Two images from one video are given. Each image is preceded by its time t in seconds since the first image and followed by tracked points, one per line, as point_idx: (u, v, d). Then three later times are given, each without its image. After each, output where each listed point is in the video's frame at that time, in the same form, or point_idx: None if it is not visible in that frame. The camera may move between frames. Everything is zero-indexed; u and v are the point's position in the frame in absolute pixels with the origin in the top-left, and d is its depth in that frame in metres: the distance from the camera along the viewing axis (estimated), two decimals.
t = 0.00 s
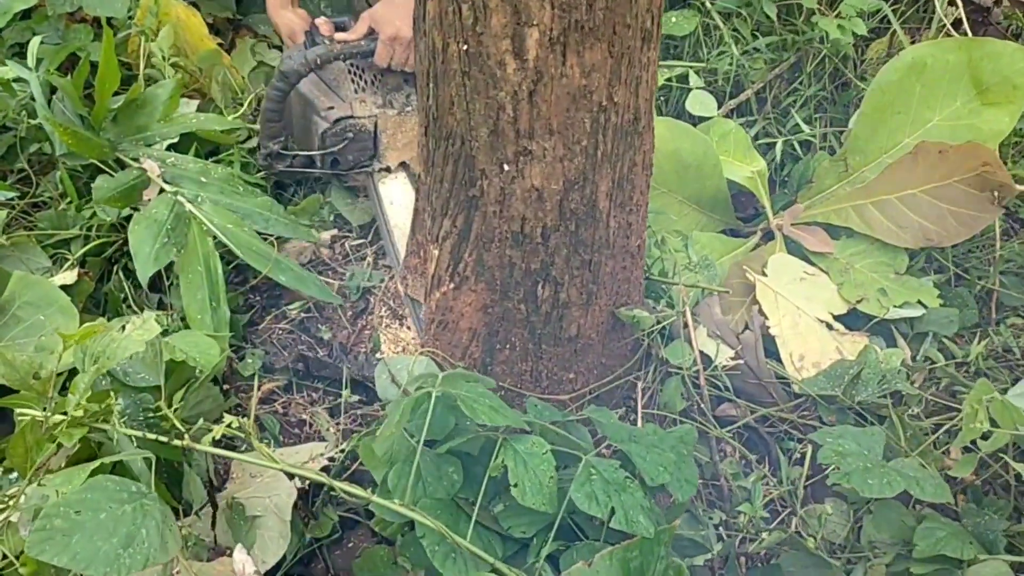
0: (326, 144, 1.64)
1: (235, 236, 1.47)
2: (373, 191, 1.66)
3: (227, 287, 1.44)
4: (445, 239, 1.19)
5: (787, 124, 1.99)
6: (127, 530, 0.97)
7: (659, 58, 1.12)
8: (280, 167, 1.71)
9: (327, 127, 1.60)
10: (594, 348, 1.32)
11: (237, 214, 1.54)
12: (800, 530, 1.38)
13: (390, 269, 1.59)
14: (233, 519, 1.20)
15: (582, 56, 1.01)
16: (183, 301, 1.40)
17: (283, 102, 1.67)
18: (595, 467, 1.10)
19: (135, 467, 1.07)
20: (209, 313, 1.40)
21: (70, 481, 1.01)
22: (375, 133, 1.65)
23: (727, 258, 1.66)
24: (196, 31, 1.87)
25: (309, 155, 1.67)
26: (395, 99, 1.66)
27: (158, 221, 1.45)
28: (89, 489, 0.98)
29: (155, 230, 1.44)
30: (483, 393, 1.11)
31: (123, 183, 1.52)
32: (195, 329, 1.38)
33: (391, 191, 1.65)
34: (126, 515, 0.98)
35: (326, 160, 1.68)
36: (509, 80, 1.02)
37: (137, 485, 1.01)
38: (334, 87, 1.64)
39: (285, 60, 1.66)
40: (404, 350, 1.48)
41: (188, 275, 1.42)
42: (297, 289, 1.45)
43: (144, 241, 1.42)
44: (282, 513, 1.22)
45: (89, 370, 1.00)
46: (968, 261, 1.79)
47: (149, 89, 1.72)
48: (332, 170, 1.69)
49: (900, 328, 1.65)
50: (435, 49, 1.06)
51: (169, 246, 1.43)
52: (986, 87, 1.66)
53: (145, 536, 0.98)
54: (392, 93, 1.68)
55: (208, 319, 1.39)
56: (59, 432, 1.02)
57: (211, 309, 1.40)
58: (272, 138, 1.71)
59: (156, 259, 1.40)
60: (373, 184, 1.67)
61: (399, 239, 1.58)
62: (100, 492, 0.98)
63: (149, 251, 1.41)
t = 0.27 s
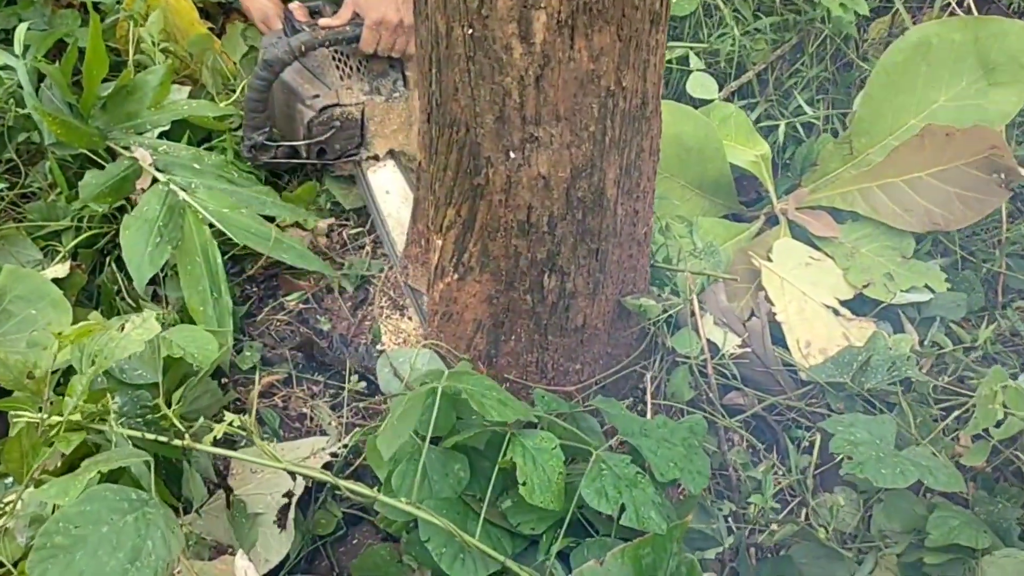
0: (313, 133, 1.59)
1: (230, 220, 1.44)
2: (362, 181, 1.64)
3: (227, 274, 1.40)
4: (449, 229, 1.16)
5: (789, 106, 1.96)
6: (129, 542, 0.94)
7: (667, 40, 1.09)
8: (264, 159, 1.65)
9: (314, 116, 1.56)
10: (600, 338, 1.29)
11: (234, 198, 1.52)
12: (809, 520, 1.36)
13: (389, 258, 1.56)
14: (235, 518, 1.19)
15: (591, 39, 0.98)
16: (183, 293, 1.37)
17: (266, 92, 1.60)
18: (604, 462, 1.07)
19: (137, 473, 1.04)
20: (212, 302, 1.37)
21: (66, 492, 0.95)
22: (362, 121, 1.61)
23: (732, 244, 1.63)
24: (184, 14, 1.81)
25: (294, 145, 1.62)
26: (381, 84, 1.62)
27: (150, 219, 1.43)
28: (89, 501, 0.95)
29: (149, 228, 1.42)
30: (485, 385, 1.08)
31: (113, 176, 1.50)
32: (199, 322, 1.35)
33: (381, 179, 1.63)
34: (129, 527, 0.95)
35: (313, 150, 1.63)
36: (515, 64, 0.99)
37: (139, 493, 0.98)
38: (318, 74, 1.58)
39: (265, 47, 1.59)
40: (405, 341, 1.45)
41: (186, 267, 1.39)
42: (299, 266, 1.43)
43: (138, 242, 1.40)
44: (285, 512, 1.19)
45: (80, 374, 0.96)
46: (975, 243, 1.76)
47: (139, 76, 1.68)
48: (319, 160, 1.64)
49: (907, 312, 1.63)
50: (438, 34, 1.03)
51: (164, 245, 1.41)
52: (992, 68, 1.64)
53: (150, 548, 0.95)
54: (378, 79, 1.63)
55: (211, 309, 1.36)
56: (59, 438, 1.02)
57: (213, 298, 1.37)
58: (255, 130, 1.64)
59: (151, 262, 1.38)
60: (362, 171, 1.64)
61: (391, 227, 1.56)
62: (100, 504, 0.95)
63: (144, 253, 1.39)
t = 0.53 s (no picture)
0: (310, 119, 1.57)
1: (231, 220, 1.41)
2: (361, 167, 1.61)
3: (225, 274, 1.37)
4: (461, 222, 1.12)
5: (793, 87, 1.93)
6: (154, 562, 0.91)
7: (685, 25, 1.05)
8: (261, 146, 1.63)
9: (311, 101, 1.54)
10: (614, 329, 1.26)
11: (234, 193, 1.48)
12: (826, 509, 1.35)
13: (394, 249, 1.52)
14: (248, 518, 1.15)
15: (610, 25, 0.95)
16: (181, 293, 1.33)
17: (262, 78, 1.58)
18: (626, 457, 1.05)
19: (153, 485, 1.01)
20: (209, 303, 1.34)
21: (84, 510, 0.90)
22: (360, 105, 1.59)
23: (740, 229, 1.62)
24: None
25: (291, 132, 1.60)
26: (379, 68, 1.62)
27: (148, 216, 1.38)
28: (111, 519, 0.92)
29: (147, 225, 1.37)
30: (503, 381, 1.04)
31: (109, 168, 1.44)
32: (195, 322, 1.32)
33: (380, 164, 1.60)
34: (153, 546, 0.92)
35: (310, 137, 1.61)
36: (533, 51, 0.95)
37: (161, 509, 0.95)
38: (314, 58, 1.56)
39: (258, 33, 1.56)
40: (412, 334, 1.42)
41: (183, 266, 1.36)
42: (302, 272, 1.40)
43: (135, 241, 1.35)
44: (297, 513, 1.16)
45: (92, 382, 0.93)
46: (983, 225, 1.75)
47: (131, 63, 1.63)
48: (317, 147, 1.62)
49: (918, 296, 1.61)
50: (452, 20, 0.99)
51: (164, 244, 1.36)
52: (1004, 47, 1.61)
53: (175, 567, 0.92)
54: (376, 61, 1.63)
55: (209, 310, 1.33)
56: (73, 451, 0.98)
57: (211, 299, 1.34)
58: (252, 116, 1.62)
59: (150, 261, 1.33)
60: (360, 158, 1.61)
61: (394, 214, 1.53)
62: (123, 523, 0.92)
63: (142, 252, 1.34)
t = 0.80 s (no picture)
0: (306, 115, 1.48)
1: (226, 207, 1.36)
2: (362, 164, 1.53)
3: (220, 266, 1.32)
4: (474, 208, 1.08)
5: (796, 61, 1.90)
6: None
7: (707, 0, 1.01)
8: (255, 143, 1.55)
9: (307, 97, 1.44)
10: (629, 316, 1.23)
11: (228, 179, 1.43)
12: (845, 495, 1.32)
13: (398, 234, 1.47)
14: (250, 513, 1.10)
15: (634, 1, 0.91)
16: (176, 283, 1.28)
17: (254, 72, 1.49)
18: (650, 451, 1.01)
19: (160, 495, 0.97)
20: (204, 294, 1.29)
21: (100, 526, 0.84)
22: (359, 98, 1.50)
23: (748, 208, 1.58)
24: None
25: (285, 128, 1.51)
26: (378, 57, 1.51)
27: (144, 203, 1.32)
28: (128, 534, 0.87)
29: (144, 212, 1.31)
30: (525, 375, 1.02)
31: (98, 157, 1.38)
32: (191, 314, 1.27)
33: (381, 159, 1.52)
34: (174, 562, 0.88)
35: (306, 133, 1.51)
36: (553, 30, 0.91)
37: (181, 523, 0.91)
38: (309, 49, 1.47)
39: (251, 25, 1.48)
40: (418, 322, 1.37)
41: (179, 256, 1.31)
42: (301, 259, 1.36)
43: (134, 227, 1.29)
44: (308, 513, 1.12)
45: (98, 386, 0.86)
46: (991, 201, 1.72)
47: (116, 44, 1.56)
48: (313, 143, 1.53)
49: (930, 276, 1.59)
50: None
51: (163, 232, 1.31)
52: (1014, 22, 1.59)
53: None
54: (373, 51, 1.52)
55: (204, 302, 1.28)
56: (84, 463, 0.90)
57: (206, 290, 1.29)
58: (244, 114, 1.55)
59: (151, 249, 1.28)
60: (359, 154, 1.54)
61: (400, 214, 1.47)
62: (141, 538, 0.88)
63: (141, 238, 1.29)
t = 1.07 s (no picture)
0: (319, 145, 1.38)
1: (218, 206, 1.31)
2: (379, 193, 1.46)
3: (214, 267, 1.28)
4: (487, 206, 1.04)
5: (796, 43, 1.86)
6: None
7: None
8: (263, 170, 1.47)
9: (322, 129, 1.35)
10: (643, 312, 1.20)
11: (219, 177, 1.34)
12: (860, 489, 1.31)
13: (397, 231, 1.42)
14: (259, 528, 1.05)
15: None
16: (167, 287, 1.23)
17: (261, 99, 1.39)
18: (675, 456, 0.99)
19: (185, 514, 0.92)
20: (199, 297, 1.24)
21: (127, 566, 0.79)
22: (374, 124, 1.41)
23: (753, 196, 1.55)
24: None
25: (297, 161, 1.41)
26: (394, 82, 1.41)
27: (132, 205, 1.27)
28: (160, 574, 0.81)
29: (132, 215, 1.26)
30: (545, 384, 0.98)
31: (84, 154, 1.32)
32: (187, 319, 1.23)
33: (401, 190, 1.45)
34: None
35: (319, 164, 1.42)
36: (576, 21, 0.87)
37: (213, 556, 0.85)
38: (320, 74, 1.37)
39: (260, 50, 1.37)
40: (423, 321, 1.34)
41: (169, 260, 1.25)
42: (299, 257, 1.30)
43: (119, 233, 1.23)
44: (319, 525, 1.08)
45: (104, 406, 0.81)
46: (994, 184, 1.70)
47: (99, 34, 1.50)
48: (326, 173, 1.44)
49: (938, 263, 1.56)
50: None
51: (150, 235, 1.25)
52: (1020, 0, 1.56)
53: None
54: (388, 75, 1.42)
55: (200, 305, 1.24)
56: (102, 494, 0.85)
57: (200, 293, 1.24)
58: (253, 145, 1.46)
59: (137, 255, 1.22)
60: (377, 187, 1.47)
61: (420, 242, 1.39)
62: None
63: (128, 243, 1.23)
